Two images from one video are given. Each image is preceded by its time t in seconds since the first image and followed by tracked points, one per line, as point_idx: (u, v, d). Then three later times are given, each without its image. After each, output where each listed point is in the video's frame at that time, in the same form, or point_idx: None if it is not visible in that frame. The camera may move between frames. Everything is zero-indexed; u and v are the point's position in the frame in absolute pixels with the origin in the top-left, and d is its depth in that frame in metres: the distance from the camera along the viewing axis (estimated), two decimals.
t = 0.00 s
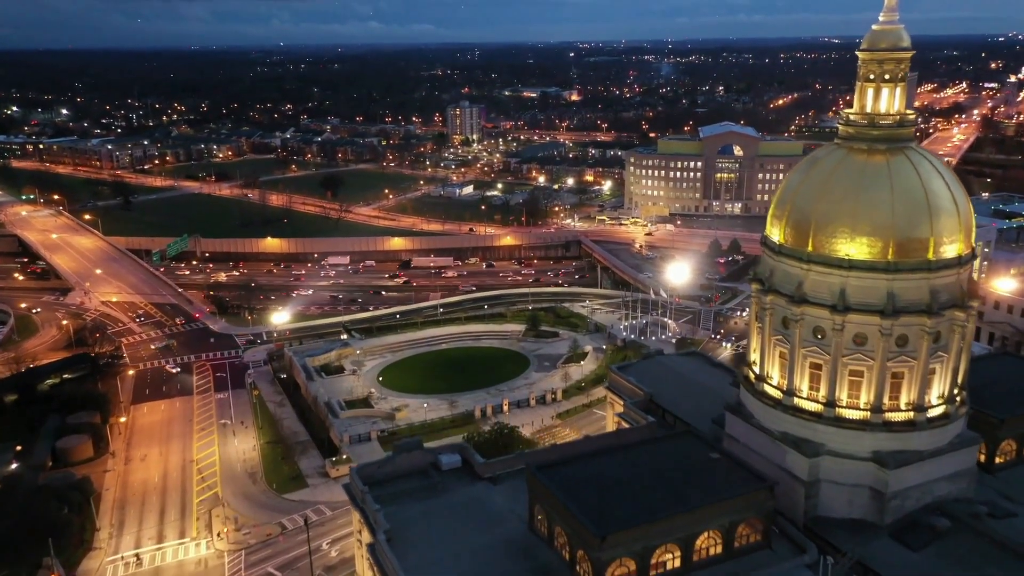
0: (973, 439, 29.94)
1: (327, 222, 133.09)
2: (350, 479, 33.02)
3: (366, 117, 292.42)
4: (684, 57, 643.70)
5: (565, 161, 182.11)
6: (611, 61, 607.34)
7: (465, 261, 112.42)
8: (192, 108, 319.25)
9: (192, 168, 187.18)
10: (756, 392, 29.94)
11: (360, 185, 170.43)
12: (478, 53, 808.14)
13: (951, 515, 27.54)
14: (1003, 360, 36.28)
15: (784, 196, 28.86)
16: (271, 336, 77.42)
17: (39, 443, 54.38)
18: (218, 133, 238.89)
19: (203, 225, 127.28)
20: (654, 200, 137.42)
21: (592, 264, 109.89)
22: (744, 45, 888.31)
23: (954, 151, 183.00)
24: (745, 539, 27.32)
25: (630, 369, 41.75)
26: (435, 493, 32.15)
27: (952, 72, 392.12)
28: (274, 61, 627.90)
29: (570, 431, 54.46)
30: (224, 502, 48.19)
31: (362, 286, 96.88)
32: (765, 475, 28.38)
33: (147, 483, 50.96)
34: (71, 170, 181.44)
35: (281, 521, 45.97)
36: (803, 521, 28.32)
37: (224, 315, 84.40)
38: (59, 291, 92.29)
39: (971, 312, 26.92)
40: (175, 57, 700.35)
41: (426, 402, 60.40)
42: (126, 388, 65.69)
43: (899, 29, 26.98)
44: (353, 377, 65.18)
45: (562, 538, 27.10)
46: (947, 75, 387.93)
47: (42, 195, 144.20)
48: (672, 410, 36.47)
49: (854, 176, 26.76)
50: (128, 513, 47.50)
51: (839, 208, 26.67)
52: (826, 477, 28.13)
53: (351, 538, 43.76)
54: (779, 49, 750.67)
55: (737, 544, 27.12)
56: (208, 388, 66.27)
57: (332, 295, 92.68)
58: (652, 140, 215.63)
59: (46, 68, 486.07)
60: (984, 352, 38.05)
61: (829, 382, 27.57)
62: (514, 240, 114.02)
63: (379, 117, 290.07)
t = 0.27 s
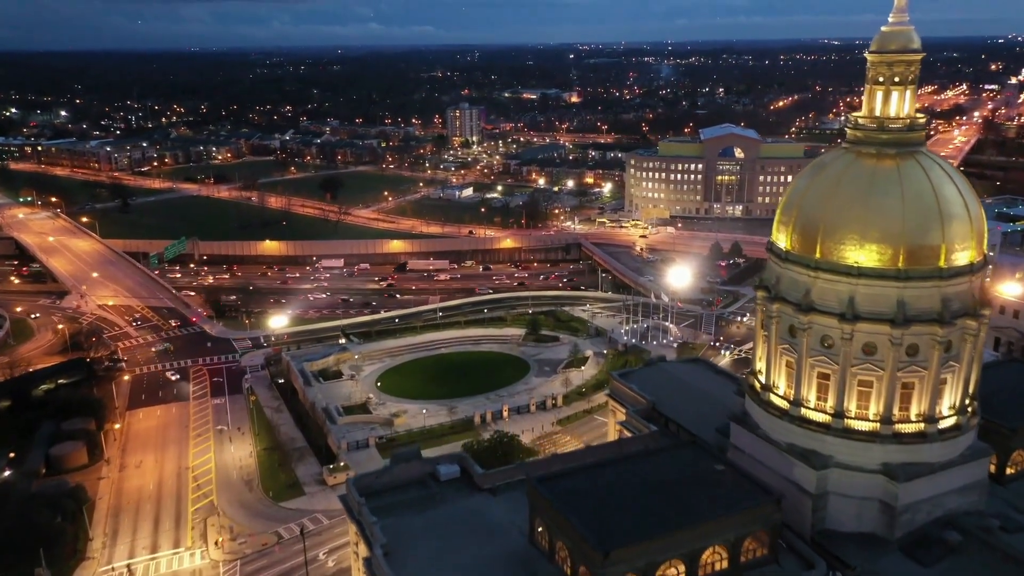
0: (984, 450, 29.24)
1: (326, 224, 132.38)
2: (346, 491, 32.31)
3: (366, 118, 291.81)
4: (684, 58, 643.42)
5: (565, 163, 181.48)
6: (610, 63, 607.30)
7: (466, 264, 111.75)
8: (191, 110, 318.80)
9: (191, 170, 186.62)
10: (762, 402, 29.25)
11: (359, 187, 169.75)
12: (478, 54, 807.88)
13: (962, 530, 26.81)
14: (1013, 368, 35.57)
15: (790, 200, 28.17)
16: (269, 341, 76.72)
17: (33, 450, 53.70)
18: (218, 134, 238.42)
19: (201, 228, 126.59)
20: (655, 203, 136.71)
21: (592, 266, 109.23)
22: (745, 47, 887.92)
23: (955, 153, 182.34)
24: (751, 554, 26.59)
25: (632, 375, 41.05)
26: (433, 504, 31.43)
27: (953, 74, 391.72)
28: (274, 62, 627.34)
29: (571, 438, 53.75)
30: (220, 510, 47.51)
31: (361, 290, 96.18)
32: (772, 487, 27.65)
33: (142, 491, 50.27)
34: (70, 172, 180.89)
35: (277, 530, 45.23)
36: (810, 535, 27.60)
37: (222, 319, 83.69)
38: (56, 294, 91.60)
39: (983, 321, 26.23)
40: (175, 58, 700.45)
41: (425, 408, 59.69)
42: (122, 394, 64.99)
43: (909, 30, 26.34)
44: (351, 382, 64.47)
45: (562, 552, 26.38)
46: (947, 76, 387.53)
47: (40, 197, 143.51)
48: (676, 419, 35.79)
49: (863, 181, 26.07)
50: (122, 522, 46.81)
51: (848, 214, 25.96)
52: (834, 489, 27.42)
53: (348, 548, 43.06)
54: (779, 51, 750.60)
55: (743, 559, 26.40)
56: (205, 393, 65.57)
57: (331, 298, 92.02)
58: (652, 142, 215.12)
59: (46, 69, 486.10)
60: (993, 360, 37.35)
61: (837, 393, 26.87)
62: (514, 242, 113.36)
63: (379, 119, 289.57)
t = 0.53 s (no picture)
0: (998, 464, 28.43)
1: (325, 227, 131.54)
2: (342, 505, 31.48)
3: (366, 120, 290.94)
4: (683, 60, 643.50)
5: (565, 165, 180.66)
6: (610, 64, 607.00)
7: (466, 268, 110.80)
8: (190, 112, 318.01)
9: (189, 173, 185.79)
10: (770, 414, 28.40)
11: (358, 189, 168.78)
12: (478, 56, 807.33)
13: (977, 547, 26.01)
14: None
15: (798, 207, 27.41)
16: (266, 346, 75.89)
17: (25, 458, 52.82)
18: (217, 136, 237.78)
19: (199, 230, 125.75)
20: (655, 206, 136.06)
21: (592, 270, 108.42)
22: (745, 49, 887.00)
23: (957, 155, 181.63)
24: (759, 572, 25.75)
25: (634, 384, 40.22)
26: (431, 519, 30.60)
27: (953, 76, 390.26)
28: (274, 64, 626.86)
29: (572, 446, 52.87)
30: (214, 520, 46.66)
31: (360, 294, 95.37)
32: (780, 503, 26.82)
33: (135, 500, 49.42)
34: (68, 174, 180.03)
35: (272, 541, 44.36)
36: (820, 552, 26.75)
37: (219, 324, 82.86)
38: (51, 298, 90.72)
39: (999, 331, 25.43)
40: (174, 60, 700.56)
41: (423, 415, 58.83)
42: (117, 400, 64.15)
43: (923, 32, 25.52)
44: (349, 388, 63.65)
45: (564, 570, 25.54)
46: (947, 78, 387.16)
47: (37, 200, 142.62)
48: (680, 430, 34.98)
49: (874, 187, 25.31)
50: (114, 531, 45.96)
51: (859, 221, 25.18)
52: (844, 504, 26.59)
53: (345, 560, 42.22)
54: (779, 53, 750.55)
55: None
56: (200, 399, 64.73)
57: (328, 302, 91.18)
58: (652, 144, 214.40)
59: (45, 71, 485.44)
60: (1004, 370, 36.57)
61: (848, 406, 26.05)
62: (514, 246, 112.56)
63: (378, 121, 288.90)
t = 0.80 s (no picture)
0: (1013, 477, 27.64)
1: (323, 229, 130.73)
2: (337, 518, 30.64)
3: (365, 122, 290.39)
4: (683, 62, 643.55)
5: (565, 167, 179.94)
6: (610, 66, 606.93)
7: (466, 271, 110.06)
8: (190, 114, 317.45)
9: (188, 175, 184.97)
10: (778, 426, 27.58)
11: (357, 192, 168.07)
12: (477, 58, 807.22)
13: (991, 563, 25.19)
14: None
15: (807, 213, 26.62)
16: (263, 350, 75.06)
17: (17, 466, 51.94)
18: (216, 138, 237.11)
19: (197, 233, 124.93)
20: (656, 208, 135.37)
21: (593, 273, 107.60)
22: (745, 51, 886.87)
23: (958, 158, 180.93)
24: None
25: (637, 392, 39.43)
26: (428, 532, 29.78)
27: (954, 78, 389.72)
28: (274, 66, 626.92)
29: (572, 454, 52.09)
30: (209, 530, 45.82)
31: (358, 297, 94.52)
32: (789, 518, 25.99)
33: (128, 509, 48.56)
34: (65, 176, 179.22)
35: (268, 551, 43.53)
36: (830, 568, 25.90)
37: (215, 328, 82.03)
38: (46, 302, 89.91)
39: (1015, 342, 24.60)
40: (173, 62, 700.73)
41: (422, 422, 58.01)
42: (112, 406, 63.30)
43: (935, 32, 24.74)
44: (347, 394, 62.85)
45: None
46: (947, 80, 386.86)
47: (33, 202, 141.79)
48: (684, 440, 34.19)
49: (886, 192, 24.51)
50: (107, 542, 45.10)
51: (871, 228, 24.37)
52: (855, 520, 25.76)
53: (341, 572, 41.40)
54: (779, 55, 750.54)
55: None
56: (196, 405, 63.88)
57: (326, 306, 90.39)
58: (652, 146, 213.75)
59: (44, 72, 484.95)
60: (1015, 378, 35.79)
61: (859, 418, 25.23)
62: (514, 249, 111.73)
63: (377, 122, 288.23)
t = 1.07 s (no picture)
0: None
1: (322, 231, 130.06)
2: (333, 528, 29.92)
3: (365, 124, 289.71)
4: (683, 63, 642.89)
5: (565, 169, 179.33)
6: (609, 68, 606.28)
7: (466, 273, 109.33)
8: (189, 115, 316.92)
9: (187, 176, 184.29)
10: (785, 434, 26.85)
11: (357, 193, 167.43)
12: (477, 59, 807.21)
13: None
14: None
15: (815, 215, 25.94)
16: (261, 353, 74.35)
17: (9, 472, 51.17)
18: (215, 140, 236.52)
19: (195, 235, 124.24)
20: (657, 210, 134.75)
21: (593, 275, 106.97)
22: (744, 53, 886.98)
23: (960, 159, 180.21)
24: None
25: (639, 398, 38.71)
26: (426, 543, 28.98)
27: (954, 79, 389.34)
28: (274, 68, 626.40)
29: (573, 460, 51.36)
30: (203, 538, 45.08)
31: (357, 300, 93.84)
32: (797, 530, 25.26)
33: (122, 516, 47.81)
34: (64, 178, 178.59)
35: (264, 559, 42.77)
36: None
37: (213, 331, 81.32)
38: (42, 304, 89.23)
39: None
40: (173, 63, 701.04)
41: (421, 426, 57.28)
42: (107, 410, 62.58)
43: (948, 30, 24.04)
44: (345, 399, 62.13)
45: None
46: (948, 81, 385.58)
47: (31, 204, 141.16)
48: (688, 448, 33.46)
49: (897, 194, 23.85)
50: (100, 549, 44.34)
51: (883, 231, 23.66)
52: (866, 532, 25.01)
53: None
54: (779, 57, 750.42)
55: None
56: (193, 409, 63.16)
57: (325, 309, 89.67)
58: (653, 148, 213.22)
59: (44, 73, 484.22)
60: None
61: (869, 428, 24.51)
62: (514, 250, 111.06)
63: (377, 124, 287.63)
